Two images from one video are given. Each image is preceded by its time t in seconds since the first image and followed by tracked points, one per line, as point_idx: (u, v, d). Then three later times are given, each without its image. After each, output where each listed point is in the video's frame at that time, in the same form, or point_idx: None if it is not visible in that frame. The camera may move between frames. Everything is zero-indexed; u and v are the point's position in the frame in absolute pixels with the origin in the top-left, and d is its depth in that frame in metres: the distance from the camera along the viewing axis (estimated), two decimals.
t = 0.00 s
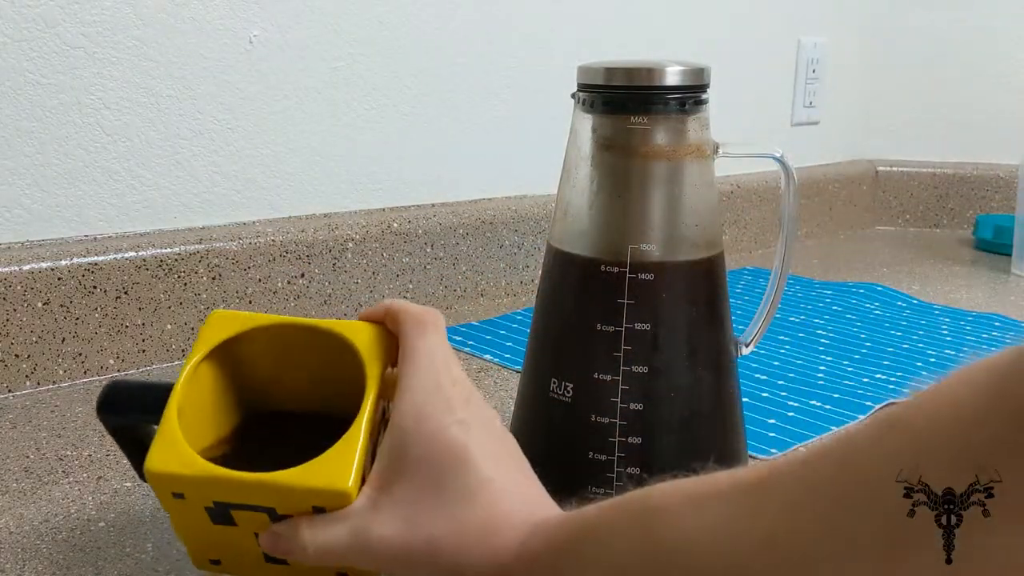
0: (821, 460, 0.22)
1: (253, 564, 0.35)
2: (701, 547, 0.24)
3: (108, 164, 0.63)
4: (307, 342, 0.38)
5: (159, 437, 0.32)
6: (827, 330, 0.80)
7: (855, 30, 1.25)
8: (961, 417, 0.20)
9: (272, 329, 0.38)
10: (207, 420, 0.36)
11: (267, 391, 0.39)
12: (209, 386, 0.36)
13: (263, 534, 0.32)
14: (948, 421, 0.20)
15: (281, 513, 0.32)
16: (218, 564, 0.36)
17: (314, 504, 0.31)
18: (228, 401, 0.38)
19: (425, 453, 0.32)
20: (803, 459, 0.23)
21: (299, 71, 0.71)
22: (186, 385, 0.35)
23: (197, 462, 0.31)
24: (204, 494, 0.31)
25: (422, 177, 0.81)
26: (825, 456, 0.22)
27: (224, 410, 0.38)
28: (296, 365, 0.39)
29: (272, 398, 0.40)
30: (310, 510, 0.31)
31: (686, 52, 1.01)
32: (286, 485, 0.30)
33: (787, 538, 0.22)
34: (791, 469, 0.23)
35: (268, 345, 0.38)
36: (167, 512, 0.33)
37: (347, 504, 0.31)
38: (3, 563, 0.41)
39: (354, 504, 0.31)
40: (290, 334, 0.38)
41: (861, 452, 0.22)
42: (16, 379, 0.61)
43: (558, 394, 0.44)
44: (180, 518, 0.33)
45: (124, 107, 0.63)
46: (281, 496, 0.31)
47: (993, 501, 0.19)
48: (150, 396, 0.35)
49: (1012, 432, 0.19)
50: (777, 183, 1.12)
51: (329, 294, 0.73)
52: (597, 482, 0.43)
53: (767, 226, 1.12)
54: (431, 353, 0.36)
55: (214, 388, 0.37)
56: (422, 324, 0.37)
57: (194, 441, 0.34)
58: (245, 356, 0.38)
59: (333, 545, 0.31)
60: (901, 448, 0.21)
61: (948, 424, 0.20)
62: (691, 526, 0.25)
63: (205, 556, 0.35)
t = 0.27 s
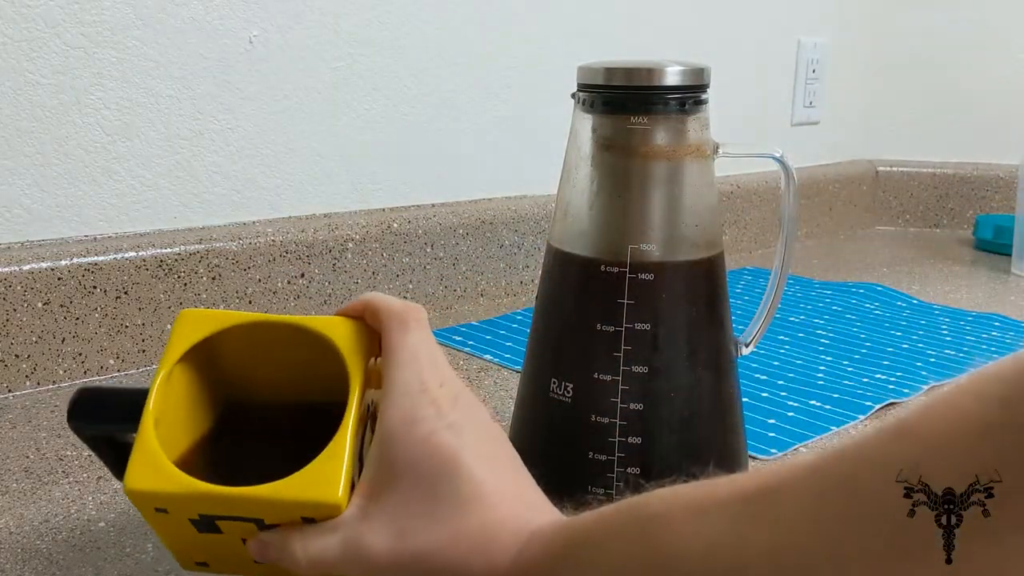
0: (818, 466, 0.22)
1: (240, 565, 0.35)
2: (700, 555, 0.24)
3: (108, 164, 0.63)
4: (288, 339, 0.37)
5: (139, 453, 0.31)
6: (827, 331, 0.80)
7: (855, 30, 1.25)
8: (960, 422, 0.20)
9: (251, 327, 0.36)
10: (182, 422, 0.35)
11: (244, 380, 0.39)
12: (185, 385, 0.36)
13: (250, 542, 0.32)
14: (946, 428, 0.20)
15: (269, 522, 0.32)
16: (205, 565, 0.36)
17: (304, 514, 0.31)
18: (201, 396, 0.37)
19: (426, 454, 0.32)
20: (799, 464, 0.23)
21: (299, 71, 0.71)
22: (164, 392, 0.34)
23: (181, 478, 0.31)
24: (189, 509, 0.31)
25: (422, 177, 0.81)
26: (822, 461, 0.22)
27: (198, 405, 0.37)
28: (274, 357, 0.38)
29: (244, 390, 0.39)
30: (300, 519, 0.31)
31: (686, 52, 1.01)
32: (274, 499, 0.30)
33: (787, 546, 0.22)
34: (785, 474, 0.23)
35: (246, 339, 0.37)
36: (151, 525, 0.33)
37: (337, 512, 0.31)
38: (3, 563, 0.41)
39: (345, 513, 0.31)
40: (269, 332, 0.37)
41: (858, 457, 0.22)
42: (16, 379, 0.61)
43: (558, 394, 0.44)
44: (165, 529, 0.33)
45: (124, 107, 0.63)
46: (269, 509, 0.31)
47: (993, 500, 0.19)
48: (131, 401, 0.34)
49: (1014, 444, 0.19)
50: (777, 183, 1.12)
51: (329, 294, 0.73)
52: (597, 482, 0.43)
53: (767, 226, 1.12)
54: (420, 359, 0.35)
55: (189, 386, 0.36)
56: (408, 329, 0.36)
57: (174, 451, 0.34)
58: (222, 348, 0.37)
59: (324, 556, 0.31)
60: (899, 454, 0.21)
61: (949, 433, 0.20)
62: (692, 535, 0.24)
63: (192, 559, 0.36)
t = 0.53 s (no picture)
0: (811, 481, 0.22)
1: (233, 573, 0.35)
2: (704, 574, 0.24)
3: (107, 164, 0.63)
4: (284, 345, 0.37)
5: (134, 457, 0.31)
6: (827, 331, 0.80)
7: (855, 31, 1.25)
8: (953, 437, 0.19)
9: (246, 332, 0.36)
10: (178, 426, 0.35)
11: (241, 382, 0.39)
12: (181, 390, 0.36)
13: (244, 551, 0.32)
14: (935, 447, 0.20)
15: (263, 531, 0.31)
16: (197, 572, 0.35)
17: (300, 522, 0.31)
18: (199, 399, 0.37)
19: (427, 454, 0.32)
20: (794, 476, 0.23)
21: (300, 71, 0.71)
22: (158, 397, 0.34)
23: (175, 483, 0.30)
24: (183, 515, 0.31)
25: (423, 177, 0.81)
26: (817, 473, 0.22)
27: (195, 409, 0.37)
28: (273, 363, 0.38)
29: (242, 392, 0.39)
30: (295, 527, 0.31)
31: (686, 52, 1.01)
32: (269, 507, 0.30)
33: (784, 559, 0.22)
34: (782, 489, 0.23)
35: (242, 344, 0.37)
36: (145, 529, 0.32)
37: (333, 521, 0.31)
38: (3, 563, 0.41)
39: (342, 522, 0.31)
40: (265, 337, 0.37)
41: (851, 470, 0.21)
42: (17, 379, 0.61)
43: (558, 394, 0.44)
44: (158, 534, 0.32)
45: (124, 107, 0.63)
46: (264, 517, 0.30)
47: (993, 501, 0.18)
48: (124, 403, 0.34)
49: (1006, 457, 0.18)
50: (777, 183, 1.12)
51: (329, 294, 0.73)
52: (597, 481, 0.43)
53: (767, 226, 1.12)
54: (418, 363, 0.35)
55: (185, 391, 0.36)
56: (406, 335, 0.36)
57: (168, 455, 0.34)
58: (218, 353, 0.37)
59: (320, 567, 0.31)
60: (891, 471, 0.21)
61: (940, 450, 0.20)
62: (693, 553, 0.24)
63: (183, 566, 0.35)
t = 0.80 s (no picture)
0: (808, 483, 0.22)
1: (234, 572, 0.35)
2: None
3: (108, 164, 0.63)
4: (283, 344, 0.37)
5: (134, 458, 0.31)
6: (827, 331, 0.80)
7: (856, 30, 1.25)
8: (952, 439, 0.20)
9: (245, 331, 0.36)
10: (176, 427, 0.35)
11: (238, 382, 0.39)
12: (180, 389, 0.36)
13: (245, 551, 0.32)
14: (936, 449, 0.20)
15: (265, 531, 0.31)
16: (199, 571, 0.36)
17: (301, 523, 0.31)
18: (196, 399, 0.37)
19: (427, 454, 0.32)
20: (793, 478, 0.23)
21: (299, 72, 0.71)
22: (157, 396, 0.34)
23: (176, 484, 0.30)
24: (184, 516, 0.31)
25: (423, 177, 0.81)
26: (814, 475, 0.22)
27: (193, 410, 0.37)
28: (271, 363, 0.38)
29: (240, 391, 0.39)
30: (297, 528, 0.31)
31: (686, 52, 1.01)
32: (270, 508, 0.30)
33: (785, 563, 0.22)
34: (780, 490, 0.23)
35: (241, 344, 0.37)
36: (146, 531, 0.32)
37: (335, 522, 0.31)
38: (3, 562, 0.41)
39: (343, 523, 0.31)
40: (264, 336, 0.37)
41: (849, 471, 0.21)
42: (16, 379, 0.61)
43: (558, 394, 0.44)
44: (159, 535, 0.33)
45: (124, 107, 0.63)
46: (265, 517, 0.30)
47: (993, 500, 0.18)
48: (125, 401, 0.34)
49: (1005, 458, 0.18)
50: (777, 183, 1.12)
51: (329, 294, 0.73)
52: (597, 481, 0.43)
53: (767, 226, 1.12)
54: (417, 362, 0.35)
55: (182, 392, 0.36)
56: (405, 334, 0.36)
57: (168, 455, 0.34)
58: (217, 353, 0.37)
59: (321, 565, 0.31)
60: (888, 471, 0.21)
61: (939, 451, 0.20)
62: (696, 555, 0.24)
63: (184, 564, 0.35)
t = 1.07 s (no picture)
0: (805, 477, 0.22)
1: (228, 565, 0.35)
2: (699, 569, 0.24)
3: (108, 164, 0.63)
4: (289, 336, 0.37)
5: (137, 432, 0.31)
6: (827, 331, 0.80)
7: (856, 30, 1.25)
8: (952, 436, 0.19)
9: (253, 322, 0.37)
10: (178, 418, 0.35)
11: (239, 387, 0.39)
12: (184, 378, 0.36)
13: (243, 534, 0.32)
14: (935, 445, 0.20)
15: (264, 511, 0.31)
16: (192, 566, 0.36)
17: (302, 501, 0.31)
18: (198, 398, 0.37)
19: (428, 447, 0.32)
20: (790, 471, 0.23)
21: (299, 72, 0.71)
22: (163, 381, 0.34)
23: (179, 458, 0.31)
24: (185, 493, 0.31)
25: (424, 177, 0.81)
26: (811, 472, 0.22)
27: (194, 408, 0.37)
28: (273, 360, 0.38)
29: (241, 397, 0.39)
30: (297, 508, 0.31)
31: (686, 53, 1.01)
32: (273, 483, 0.30)
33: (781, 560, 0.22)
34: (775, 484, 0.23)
35: (246, 338, 0.38)
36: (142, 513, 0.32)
37: (336, 501, 0.31)
38: (3, 562, 0.41)
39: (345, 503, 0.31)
40: (271, 327, 0.37)
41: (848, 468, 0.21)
42: (17, 379, 0.61)
43: (558, 394, 0.44)
44: (156, 518, 0.33)
45: (124, 107, 0.63)
46: (267, 493, 0.31)
47: (993, 500, 0.18)
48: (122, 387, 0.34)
49: (1005, 459, 0.18)
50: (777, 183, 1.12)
51: (329, 294, 0.73)
52: (597, 481, 0.43)
53: (767, 226, 1.12)
54: (424, 350, 0.36)
55: (185, 384, 0.36)
56: (412, 324, 0.37)
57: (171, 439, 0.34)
58: (221, 348, 0.37)
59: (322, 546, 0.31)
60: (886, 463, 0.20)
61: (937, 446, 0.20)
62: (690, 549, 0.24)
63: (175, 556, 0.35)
